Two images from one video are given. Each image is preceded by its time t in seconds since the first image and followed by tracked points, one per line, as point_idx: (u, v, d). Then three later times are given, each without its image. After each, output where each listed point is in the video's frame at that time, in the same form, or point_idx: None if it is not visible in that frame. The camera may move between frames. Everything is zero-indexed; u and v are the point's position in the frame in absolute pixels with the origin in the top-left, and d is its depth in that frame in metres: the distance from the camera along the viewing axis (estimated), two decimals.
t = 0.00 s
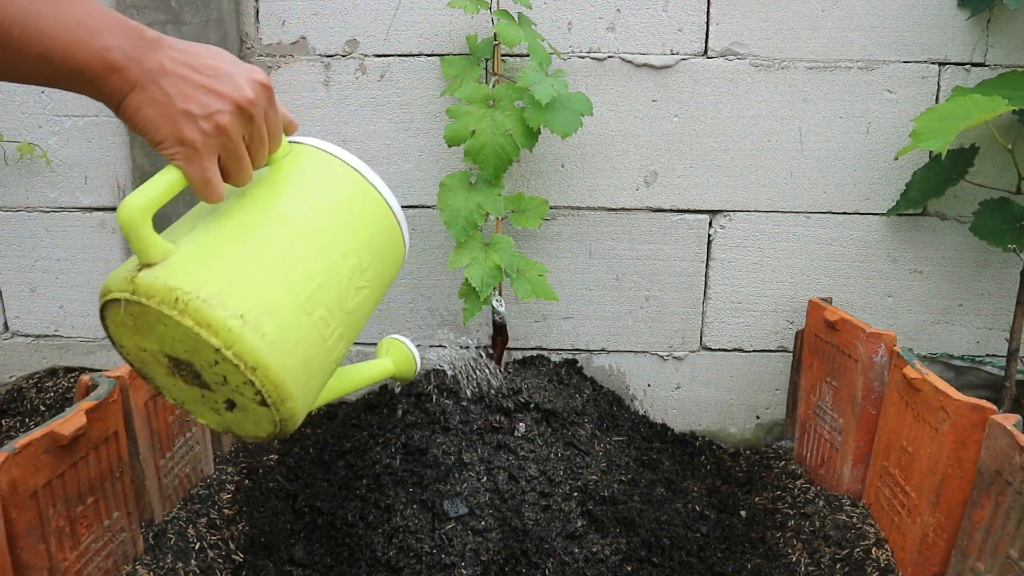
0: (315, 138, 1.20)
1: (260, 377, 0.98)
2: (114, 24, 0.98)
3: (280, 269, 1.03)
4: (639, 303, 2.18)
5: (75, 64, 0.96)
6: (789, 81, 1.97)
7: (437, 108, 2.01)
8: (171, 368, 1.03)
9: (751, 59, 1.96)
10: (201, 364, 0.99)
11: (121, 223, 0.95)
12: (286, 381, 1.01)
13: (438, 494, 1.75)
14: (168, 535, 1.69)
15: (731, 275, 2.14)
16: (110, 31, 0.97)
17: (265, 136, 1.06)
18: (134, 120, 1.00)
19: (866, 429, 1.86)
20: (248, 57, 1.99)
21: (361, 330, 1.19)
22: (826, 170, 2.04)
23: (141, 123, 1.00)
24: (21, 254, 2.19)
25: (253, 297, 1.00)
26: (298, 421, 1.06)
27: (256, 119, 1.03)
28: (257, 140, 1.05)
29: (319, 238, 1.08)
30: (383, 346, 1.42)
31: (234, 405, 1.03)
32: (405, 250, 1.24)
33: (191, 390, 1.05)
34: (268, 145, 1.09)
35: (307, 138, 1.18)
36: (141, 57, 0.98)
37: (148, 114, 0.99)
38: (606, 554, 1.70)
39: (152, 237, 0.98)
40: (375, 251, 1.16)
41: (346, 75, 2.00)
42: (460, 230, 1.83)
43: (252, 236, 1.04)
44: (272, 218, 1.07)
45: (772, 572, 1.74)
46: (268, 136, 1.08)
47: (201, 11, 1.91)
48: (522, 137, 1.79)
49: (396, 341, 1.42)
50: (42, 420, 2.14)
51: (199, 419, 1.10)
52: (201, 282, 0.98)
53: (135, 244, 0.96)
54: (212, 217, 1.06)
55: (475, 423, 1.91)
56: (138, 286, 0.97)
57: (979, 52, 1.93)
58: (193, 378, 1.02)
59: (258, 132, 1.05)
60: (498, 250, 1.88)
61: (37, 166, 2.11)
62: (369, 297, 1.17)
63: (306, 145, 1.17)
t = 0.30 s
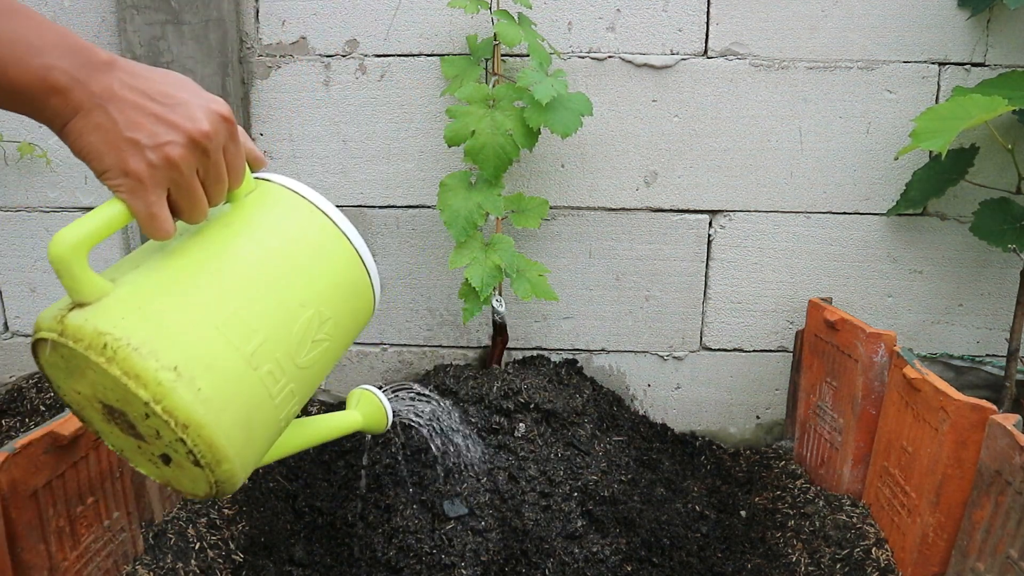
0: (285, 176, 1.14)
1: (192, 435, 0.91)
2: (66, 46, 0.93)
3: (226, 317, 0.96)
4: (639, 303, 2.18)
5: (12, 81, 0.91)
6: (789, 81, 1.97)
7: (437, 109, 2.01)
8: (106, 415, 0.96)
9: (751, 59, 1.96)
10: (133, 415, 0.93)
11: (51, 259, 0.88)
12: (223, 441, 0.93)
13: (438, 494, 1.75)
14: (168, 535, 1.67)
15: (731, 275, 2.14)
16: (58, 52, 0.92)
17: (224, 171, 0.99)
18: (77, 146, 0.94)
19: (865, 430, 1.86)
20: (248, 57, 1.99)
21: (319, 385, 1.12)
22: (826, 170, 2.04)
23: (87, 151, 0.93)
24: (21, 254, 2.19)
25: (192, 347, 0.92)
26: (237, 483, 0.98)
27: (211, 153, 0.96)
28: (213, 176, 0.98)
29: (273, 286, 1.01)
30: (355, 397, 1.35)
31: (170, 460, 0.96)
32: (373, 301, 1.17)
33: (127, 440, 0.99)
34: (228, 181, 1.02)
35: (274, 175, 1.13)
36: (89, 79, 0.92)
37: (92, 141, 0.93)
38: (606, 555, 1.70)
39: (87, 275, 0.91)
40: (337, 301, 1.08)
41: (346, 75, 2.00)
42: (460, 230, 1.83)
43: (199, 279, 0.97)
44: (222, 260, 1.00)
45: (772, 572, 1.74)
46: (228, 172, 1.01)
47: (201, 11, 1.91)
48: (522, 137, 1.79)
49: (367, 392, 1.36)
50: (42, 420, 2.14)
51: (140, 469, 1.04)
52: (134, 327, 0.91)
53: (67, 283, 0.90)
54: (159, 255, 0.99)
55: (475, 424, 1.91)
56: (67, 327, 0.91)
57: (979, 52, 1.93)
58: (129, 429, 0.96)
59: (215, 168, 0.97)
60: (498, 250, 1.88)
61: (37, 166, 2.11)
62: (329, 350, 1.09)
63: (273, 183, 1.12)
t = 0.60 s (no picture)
0: (314, 169, 1.14)
1: (229, 433, 0.91)
2: (86, 38, 0.91)
3: (257, 313, 0.96)
4: (639, 303, 2.18)
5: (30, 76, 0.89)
6: (789, 81, 1.97)
7: (437, 109, 2.01)
8: (144, 417, 0.97)
9: (751, 59, 1.96)
10: (170, 416, 0.93)
11: (78, 258, 0.89)
12: (259, 439, 0.93)
13: (438, 494, 1.75)
14: (168, 535, 1.68)
15: (731, 275, 2.14)
16: (78, 44, 0.91)
17: (251, 162, 0.98)
18: (102, 140, 0.93)
19: (865, 430, 1.86)
20: (248, 57, 1.99)
21: (358, 381, 1.11)
22: (826, 170, 2.04)
23: (111, 145, 0.93)
24: (21, 254, 2.19)
25: (224, 343, 0.92)
26: (278, 482, 0.98)
27: (235, 144, 0.94)
28: (238, 167, 0.97)
29: (304, 280, 1.01)
30: (399, 395, 1.40)
31: (209, 461, 0.97)
32: (409, 295, 1.15)
33: (167, 443, 0.99)
34: (255, 172, 1.01)
35: (304, 168, 1.12)
36: (111, 72, 0.91)
37: (116, 135, 0.92)
38: (606, 555, 1.70)
39: (116, 274, 0.92)
40: (371, 296, 1.07)
41: (346, 75, 2.00)
42: (460, 230, 1.83)
43: (229, 275, 0.97)
44: (252, 254, 1.00)
45: (772, 572, 1.74)
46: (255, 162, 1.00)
47: (201, 11, 1.91)
48: (522, 137, 1.79)
49: (412, 391, 1.41)
50: (42, 420, 2.14)
51: (183, 475, 1.04)
52: (165, 325, 0.91)
53: (96, 282, 0.91)
54: (190, 252, 1.00)
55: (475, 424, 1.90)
56: (98, 327, 0.92)
57: (979, 53, 1.93)
58: (168, 432, 0.96)
59: (240, 159, 0.96)
60: (498, 250, 1.88)
61: (36, 166, 2.11)
62: (365, 345, 1.09)
63: (301, 177, 1.11)
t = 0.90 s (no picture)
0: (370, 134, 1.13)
1: (335, 377, 0.92)
2: (157, 17, 0.90)
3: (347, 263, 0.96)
4: (639, 303, 2.18)
5: (111, 58, 0.89)
6: (789, 81, 1.97)
7: (438, 109, 2.01)
8: (240, 375, 0.96)
9: (751, 59, 1.96)
10: (272, 369, 0.93)
11: (181, 225, 0.89)
12: (361, 381, 0.94)
13: (437, 495, 1.75)
14: (168, 535, 1.68)
15: (730, 275, 2.14)
16: (153, 24, 0.90)
17: (323, 129, 0.99)
18: (183, 117, 0.93)
19: (866, 429, 1.86)
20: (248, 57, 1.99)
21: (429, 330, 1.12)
22: (826, 170, 2.04)
23: (193, 121, 0.92)
24: (21, 254, 2.19)
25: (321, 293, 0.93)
26: (375, 423, 0.99)
27: (311, 111, 0.95)
28: (313, 133, 0.98)
29: (384, 231, 1.01)
30: (451, 347, 1.37)
31: (308, 410, 0.97)
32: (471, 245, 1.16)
33: (260, 399, 0.99)
34: (326, 138, 1.02)
35: (363, 132, 1.12)
36: (188, 50, 0.91)
37: (198, 110, 0.92)
38: (606, 555, 1.69)
39: (213, 239, 0.92)
40: (441, 245, 1.09)
41: (346, 75, 2.00)
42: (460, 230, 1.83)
43: (316, 230, 0.97)
44: (335, 209, 1.00)
45: (772, 572, 1.74)
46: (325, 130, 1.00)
47: (201, 11, 1.91)
48: (522, 137, 1.79)
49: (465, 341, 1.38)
50: (42, 420, 2.14)
51: (270, 431, 1.04)
52: (267, 281, 0.91)
53: (196, 247, 0.91)
54: (273, 215, 0.99)
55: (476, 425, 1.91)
56: (202, 290, 0.91)
57: (979, 52, 1.93)
58: (264, 386, 0.96)
59: (314, 126, 0.97)
60: (498, 250, 1.88)
61: (37, 166, 2.11)
62: (437, 294, 1.10)
63: (361, 140, 1.11)
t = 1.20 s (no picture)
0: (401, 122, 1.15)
1: (377, 354, 0.95)
2: (214, 21, 0.93)
3: (388, 247, 0.99)
4: (639, 303, 2.18)
5: (165, 61, 0.90)
6: (789, 81, 1.97)
7: (437, 109, 2.01)
8: (283, 346, 1.00)
9: (751, 59, 1.96)
10: (317, 343, 0.97)
11: (238, 216, 0.91)
12: (401, 358, 0.98)
13: (437, 495, 1.75)
14: (168, 535, 1.68)
15: (731, 275, 2.14)
16: (208, 28, 0.92)
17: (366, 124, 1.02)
18: (238, 116, 0.96)
19: (866, 429, 1.86)
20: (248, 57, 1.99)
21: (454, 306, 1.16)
22: (826, 170, 2.04)
23: (247, 119, 0.95)
24: (21, 254, 2.19)
25: (366, 277, 0.95)
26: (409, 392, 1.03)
27: (355, 108, 0.98)
28: (357, 128, 1.01)
29: (420, 215, 1.04)
30: (460, 312, 1.39)
31: (346, 379, 1.01)
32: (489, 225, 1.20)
33: (301, 367, 1.03)
34: (367, 131, 1.05)
35: (394, 119, 1.13)
36: (243, 52, 0.93)
37: (252, 109, 0.95)
38: (606, 555, 1.69)
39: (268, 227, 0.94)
40: (468, 226, 1.12)
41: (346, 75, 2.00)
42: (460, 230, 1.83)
43: (358, 216, 1.00)
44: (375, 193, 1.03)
45: (772, 572, 1.74)
46: (366, 124, 1.03)
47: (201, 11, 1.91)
48: (522, 137, 1.79)
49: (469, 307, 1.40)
50: (42, 419, 2.14)
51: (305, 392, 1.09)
52: (317, 266, 0.94)
53: (252, 236, 0.93)
54: (316, 201, 1.02)
55: (476, 425, 1.92)
56: (257, 274, 0.94)
57: (979, 52, 1.93)
58: (306, 356, 1.00)
59: (358, 122, 1.00)
60: (497, 250, 1.89)
61: (37, 166, 2.11)
62: (462, 272, 1.13)
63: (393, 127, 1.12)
